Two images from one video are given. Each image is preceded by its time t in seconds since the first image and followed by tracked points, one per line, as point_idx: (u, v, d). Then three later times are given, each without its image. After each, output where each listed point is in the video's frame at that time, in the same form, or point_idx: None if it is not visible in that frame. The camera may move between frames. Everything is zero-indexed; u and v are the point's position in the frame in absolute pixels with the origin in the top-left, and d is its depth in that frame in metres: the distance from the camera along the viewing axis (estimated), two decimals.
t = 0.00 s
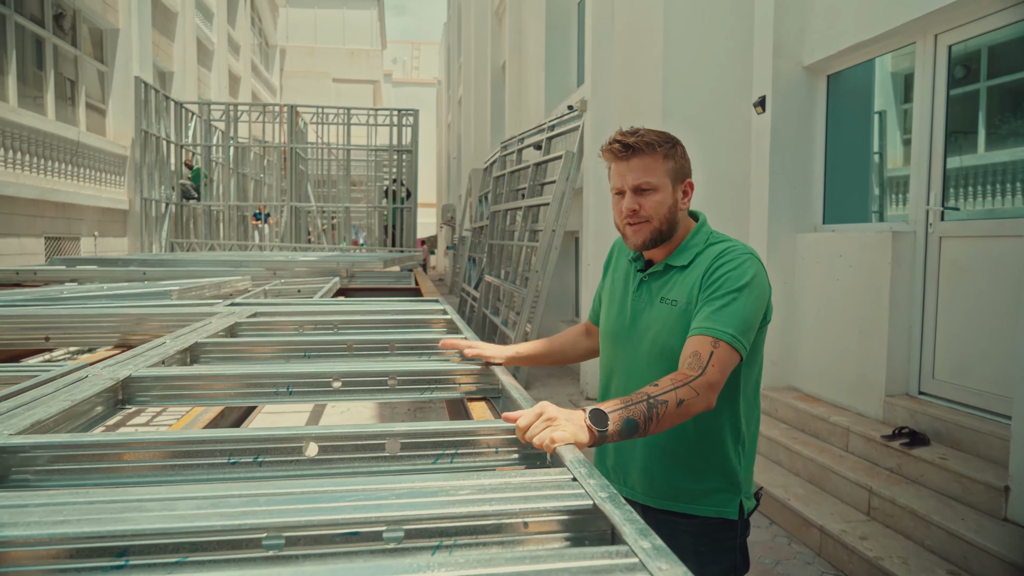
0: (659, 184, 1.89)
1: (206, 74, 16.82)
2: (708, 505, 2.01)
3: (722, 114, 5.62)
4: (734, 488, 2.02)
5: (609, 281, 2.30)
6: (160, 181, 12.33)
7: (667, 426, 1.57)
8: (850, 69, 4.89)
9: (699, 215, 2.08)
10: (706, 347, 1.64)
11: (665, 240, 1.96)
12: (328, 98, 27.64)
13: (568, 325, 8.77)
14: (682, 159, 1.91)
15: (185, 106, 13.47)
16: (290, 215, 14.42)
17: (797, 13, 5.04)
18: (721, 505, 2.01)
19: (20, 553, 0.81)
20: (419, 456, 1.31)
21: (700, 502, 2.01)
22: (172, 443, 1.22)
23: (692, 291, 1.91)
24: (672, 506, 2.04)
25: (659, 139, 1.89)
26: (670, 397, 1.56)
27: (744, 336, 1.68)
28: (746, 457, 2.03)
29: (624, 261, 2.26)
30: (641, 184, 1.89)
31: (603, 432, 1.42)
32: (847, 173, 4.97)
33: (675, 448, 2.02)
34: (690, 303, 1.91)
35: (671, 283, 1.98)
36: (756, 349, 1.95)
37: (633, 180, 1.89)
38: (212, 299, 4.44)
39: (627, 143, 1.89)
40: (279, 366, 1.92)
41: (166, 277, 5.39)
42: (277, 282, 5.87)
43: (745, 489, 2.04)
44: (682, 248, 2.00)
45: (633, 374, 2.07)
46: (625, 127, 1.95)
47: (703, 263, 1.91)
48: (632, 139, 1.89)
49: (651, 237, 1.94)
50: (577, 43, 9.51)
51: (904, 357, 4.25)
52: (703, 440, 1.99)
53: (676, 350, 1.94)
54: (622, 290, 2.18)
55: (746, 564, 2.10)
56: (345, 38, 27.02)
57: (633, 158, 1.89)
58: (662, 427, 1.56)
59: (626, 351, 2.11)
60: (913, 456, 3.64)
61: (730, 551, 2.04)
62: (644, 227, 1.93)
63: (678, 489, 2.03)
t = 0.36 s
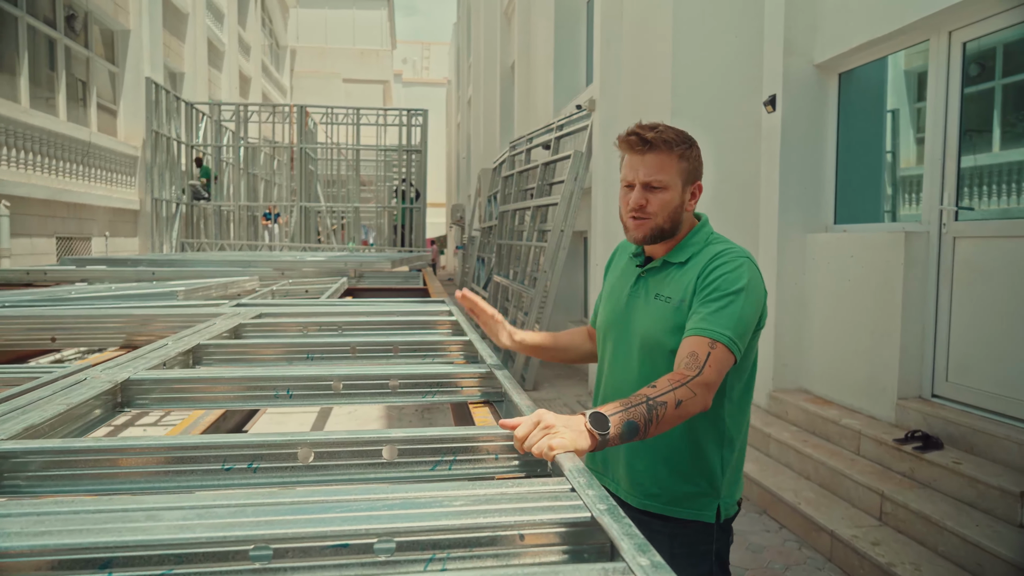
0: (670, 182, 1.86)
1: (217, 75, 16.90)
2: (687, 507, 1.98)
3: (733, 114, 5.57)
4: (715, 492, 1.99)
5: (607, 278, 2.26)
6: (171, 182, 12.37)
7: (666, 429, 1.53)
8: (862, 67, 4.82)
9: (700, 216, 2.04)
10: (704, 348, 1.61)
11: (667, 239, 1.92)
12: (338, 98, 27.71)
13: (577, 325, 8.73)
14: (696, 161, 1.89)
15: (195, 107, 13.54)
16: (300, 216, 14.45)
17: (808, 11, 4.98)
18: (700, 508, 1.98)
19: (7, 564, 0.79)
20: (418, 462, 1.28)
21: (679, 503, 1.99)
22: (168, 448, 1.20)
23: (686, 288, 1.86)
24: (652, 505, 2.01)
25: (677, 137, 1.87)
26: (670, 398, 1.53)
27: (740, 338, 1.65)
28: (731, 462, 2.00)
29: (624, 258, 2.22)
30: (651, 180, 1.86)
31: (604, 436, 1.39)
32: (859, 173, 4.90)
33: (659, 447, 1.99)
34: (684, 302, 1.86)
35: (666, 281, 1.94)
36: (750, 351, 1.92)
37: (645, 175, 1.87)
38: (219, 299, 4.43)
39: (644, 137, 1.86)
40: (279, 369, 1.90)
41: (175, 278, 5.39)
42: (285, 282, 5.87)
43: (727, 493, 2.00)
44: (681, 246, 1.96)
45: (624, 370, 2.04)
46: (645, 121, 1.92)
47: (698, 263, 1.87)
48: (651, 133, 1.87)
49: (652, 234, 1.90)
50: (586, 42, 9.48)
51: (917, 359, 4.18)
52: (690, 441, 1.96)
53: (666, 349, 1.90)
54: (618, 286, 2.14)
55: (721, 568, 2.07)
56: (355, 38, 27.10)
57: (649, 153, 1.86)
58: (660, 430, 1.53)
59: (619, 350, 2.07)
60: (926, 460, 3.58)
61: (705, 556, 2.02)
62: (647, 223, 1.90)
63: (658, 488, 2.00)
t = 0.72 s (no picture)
0: (659, 173, 1.87)
1: (228, 75, 16.99)
2: (657, 499, 1.94)
3: (744, 113, 5.54)
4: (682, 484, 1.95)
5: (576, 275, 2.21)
6: (183, 181, 12.43)
7: (662, 426, 1.51)
8: (875, 64, 4.74)
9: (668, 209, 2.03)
10: (687, 345, 1.58)
11: (647, 231, 1.92)
12: (349, 98, 27.79)
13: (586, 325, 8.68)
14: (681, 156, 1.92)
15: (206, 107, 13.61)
16: (310, 216, 14.48)
17: (820, 7, 4.91)
18: (668, 500, 1.94)
19: None
20: (414, 468, 1.25)
21: (649, 496, 1.94)
22: (161, 453, 1.18)
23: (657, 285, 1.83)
24: (621, 498, 1.97)
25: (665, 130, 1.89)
26: (663, 396, 1.50)
27: (718, 334, 1.62)
28: (700, 456, 1.96)
29: (590, 255, 2.17)
30: (644, 169, 1.85)
31: (604, 437, 1.35)
32: (871, 172, 4.82)
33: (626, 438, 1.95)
34: (654, 298, 1.83)
35: (634, 278, 1.91)
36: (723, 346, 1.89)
37: (637, 163, 1.85)
38: (227, 298, 4.43)
39: (639, 125, 1.86)
40: (280, 371, 1.87)
41: (184, 277, 5.40)
42: (293, 282, 5.87)
43: (694, 486, 1.97)
44: (650, 241, 1.93)
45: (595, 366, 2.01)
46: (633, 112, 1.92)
47: (666, 260, 1.84)
48: (646, 123, 1.87)
49: (638, 225, 1.89)
50: (595, 41, 9.43)
51: (930, 361, 4.11)
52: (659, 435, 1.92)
53: (636, 346, 1.87)
54: (587, 282, 2.10)
55: (694, 563, 2.05)
56: (365, 38, 27.19)
57: (642, 142, 1.85)
58: (656, 429, 1.50)
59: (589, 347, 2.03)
60: (940, 464, 3.51)
61: (679, 552, 2.00)
62: (636, 213, 1.88)
63: (624, 479, 1.96)
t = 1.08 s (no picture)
0: (637, 169, 1.85)
1: (242, 75, 17.09)
2: (657, 491, 1.90)
3: (757, 111, 5.49)
4: (680, 473, 1.92)
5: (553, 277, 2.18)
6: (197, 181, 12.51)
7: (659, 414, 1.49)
8: (893, 59, 4.66)
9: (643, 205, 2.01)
10: (669, 328, 1.56)
11: (626, 227, 1.89)
12: (362, 98, 27.88)
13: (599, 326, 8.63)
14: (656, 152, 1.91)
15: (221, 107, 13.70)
16: (323, 215, 14.53)
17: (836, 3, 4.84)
18: (669, 491, 1.91)
19: None
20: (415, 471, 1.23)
21: (648, 489, 1.90)
22: (161, 454, 1.16)
23: (639, 279, 1.81)
24: (621, 494, 1.91)
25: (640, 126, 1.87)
26: (654, 380, 1.49)
27: (702, 317, 1.62)
28: (693, 444, 1.94)
29: (566, 254, 2.14)
30: (623, 165, 1.83)
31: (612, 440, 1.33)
32: (888, 170, 4.74)
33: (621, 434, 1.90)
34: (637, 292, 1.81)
35: (615, 274, 1.89)
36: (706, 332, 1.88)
37: (616, 159, 1.82)
38: (238, 297, 4.43)
39: (617, 121, 1.84)
40: (285, 371, 1.86)
41: (197, 276, 5.42)
42: (305, 281, 5.88)
43: (691, 475, 1.95)
44: (628, 236, 1.91)
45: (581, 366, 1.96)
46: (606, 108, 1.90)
47: (647, 254, 1.83)
48: (622, 120, 1.85)
49: (618, 222, 1.86)
50: (608, 39, 9.37)
51: (948, 362, 4.03)
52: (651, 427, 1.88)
53: (623, 342, 1.84)
54: (566, 282, 2.06)
55: (697, 553, 2.02)
56: (378, 38, 27.27)
57: (619, 137, 1.83)
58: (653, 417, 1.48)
59: (575, 346, 1.98)
60: (959, 468, 3.44)
61: (684, 541, 1.97)
62: (616, 210, 1.85)
63: (624, 474, 1.91)
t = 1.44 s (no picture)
0: (628, 161, 1.84)
1: (256, 75, 17.23)
2: (663, 486, 1.86)
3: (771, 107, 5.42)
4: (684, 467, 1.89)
5: (543, 274, 2.13)
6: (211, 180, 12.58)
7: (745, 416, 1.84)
8: (909, 55, 4.58)
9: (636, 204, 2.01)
10: (730, 353, 1.78)
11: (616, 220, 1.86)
12: (376, 98, 27.97)
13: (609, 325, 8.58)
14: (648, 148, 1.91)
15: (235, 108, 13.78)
16: (336, 214, 14.57)
17: None
18: (673, 486, 1.87)
19: None
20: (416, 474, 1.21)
21: (654, 484, 1.86)
22: (160, 455, 1.15)
23: (648, 275, 1.83)
24: (628, 490, 1.87)
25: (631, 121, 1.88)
26: (739, 416, 1.79)
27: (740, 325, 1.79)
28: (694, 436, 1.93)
29: (557, 252, 2.10)
30: (615, 156, 1.83)
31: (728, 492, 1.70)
32: (903, 167, 4.66)
33: (628, 428, 1.87)
34: (646, 288, 1.82)
35: (616, 269, 1.88)
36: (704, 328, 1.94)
37: (606, 150, 1.83)
38: (249, 297, 4.44)
39: (608, 115, 1.85)
40: (289, 370, 1.84)
41: (209, 275, 5.44)
42: (316, 280, 5.88)
43: (695, 469, 1.92)
44: (623, 232, 1.90)
45: (582, 362, 1.93)
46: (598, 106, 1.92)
47: (653, 249, 1.85)
48: (613, 115, 1.86)
49: (608, 212, 1.84)
50: (621, 37, 9.32)
51: (966, 363, 3.96)
52: (656, 421, 1.86)
53: (631, 336, 1.84)
54: (561, 278, 2.02)
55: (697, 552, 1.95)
56: (392, 38, 27.38)
57: (610, 131, 1.84)
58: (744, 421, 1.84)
59: (575, 341, 1.95)
60: (976, 471, 3.37)
61: (682, 540, 1.90)
62: (606, 200, 1.83)
63: (630, 469, 1.87)
